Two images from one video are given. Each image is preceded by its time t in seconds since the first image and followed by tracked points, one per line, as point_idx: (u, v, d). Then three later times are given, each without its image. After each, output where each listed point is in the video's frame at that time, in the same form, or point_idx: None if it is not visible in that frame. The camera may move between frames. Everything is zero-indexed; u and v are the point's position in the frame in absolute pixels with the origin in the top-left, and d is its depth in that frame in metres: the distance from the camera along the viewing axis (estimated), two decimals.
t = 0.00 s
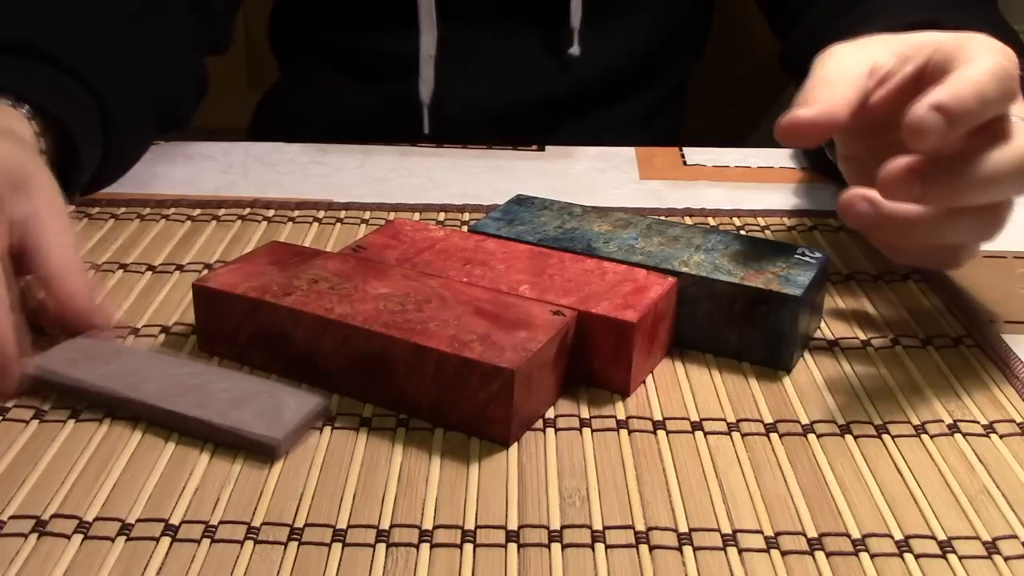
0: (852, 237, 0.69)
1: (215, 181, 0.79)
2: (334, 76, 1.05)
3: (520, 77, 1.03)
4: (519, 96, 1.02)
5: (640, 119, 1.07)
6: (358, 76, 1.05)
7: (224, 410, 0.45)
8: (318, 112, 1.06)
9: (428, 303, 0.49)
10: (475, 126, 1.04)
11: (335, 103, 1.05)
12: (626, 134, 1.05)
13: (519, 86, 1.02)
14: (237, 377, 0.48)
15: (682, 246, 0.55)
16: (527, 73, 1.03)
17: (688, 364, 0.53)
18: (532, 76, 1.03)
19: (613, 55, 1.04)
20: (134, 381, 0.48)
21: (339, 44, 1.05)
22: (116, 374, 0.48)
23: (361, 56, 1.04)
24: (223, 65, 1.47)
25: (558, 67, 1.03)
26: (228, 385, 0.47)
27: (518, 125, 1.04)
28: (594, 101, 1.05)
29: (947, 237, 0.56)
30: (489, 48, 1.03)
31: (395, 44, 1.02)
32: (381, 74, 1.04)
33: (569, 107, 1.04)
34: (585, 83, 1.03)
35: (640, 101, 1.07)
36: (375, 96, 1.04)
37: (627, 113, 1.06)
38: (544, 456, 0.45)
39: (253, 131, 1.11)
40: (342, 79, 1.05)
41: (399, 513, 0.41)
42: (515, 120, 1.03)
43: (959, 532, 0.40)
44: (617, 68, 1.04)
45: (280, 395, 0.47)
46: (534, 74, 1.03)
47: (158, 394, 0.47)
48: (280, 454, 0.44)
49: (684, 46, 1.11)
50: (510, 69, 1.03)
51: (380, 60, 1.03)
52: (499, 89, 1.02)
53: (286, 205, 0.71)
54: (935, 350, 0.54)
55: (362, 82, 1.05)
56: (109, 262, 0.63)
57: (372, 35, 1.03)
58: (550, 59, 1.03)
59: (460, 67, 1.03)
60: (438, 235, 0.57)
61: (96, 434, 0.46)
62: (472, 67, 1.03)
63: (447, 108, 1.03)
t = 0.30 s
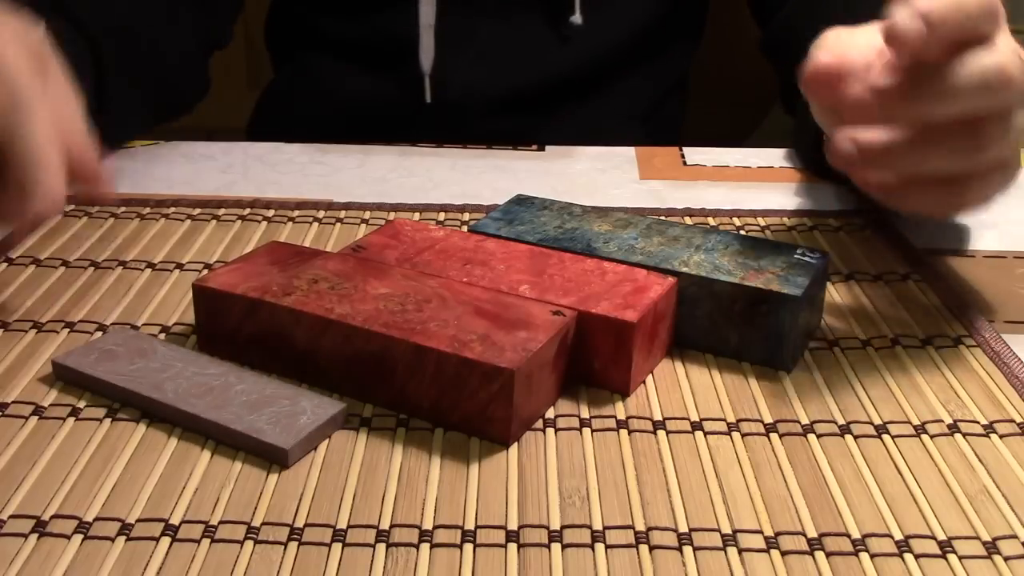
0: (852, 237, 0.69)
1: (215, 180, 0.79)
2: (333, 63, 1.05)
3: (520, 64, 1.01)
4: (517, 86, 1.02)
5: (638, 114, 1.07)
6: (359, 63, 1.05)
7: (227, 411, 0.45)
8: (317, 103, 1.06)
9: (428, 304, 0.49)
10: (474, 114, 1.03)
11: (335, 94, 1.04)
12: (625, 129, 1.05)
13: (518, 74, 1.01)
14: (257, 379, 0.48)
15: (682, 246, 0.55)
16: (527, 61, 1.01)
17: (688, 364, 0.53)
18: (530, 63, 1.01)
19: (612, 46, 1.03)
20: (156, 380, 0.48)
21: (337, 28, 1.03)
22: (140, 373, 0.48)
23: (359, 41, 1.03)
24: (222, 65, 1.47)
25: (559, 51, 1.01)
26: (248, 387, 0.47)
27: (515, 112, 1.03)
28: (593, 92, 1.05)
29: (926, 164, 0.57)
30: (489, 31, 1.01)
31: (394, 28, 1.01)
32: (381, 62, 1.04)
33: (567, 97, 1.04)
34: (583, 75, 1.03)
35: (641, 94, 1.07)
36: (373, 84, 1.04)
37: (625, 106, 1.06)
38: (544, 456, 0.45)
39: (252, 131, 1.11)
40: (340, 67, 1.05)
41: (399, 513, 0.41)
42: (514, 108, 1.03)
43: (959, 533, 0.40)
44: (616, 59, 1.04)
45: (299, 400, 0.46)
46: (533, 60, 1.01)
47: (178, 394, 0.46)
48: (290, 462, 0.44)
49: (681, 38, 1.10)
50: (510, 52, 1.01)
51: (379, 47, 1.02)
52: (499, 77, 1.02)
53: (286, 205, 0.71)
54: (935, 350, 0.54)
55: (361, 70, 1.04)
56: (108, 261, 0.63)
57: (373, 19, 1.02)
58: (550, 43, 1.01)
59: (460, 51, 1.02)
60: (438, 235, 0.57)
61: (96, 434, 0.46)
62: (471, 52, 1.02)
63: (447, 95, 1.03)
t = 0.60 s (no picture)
0: (852, 237, 0.69)
1: (215, 180, 0.79)
2: (321, 65, 1.08)
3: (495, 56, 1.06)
4: (497, 78, 1.06)
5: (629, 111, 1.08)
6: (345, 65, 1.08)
7: (228, 411, 0.45)
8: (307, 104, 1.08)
9: (428, 304, 0.49)
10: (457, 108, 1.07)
11: (327, 96, 1.07)
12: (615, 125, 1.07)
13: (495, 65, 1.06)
14: (257, 379, 0.48)
15: (682, 246, 0.55)
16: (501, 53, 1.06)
17: (688, 364, 0.53)
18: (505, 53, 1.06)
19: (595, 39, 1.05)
20: (157, 380, 0.48)
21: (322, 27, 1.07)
22: (140, 374, 0.48)
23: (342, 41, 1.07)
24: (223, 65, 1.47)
25: (535, 43, 1.06)
26: (248, 387, 0.47)
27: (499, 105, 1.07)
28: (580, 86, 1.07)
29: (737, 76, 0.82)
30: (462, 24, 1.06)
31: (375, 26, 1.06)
32: (367, 61, 1.08)
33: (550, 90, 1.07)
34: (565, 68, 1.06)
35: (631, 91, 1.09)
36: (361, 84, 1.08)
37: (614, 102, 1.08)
38: (544, 456, 0.45)
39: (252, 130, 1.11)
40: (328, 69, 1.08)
41: (399, 513, 0.41)
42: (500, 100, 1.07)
43: (960, 533, 0.40)
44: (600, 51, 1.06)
45: (299, 400, 0.46)
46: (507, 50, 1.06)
47: (179, 394, 0.46)
48: (290, 463, 0.43)
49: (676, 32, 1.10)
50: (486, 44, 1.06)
51: (363, 45, 1.06)
52: (477, 70, 1.06)
53: (286, 205, 0.71)
54: (935, 350, 0.54)
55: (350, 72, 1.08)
56: (108, 261, 0.63)
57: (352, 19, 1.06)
58: (523, 35, 1.06)
59: (436, 45, 1.07)
60: (438, 235, 0.57)
61: (96, 435, 0.46)
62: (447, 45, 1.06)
63: (428, 90, 1.07)
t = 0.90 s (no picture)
0: (852, 237, 0.69)
1: (215, 180, 0.79)
2: (321, 47, 1.07)
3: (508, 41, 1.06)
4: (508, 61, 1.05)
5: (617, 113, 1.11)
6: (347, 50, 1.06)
7: (227, 411, 0.45)
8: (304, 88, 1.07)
9: (428, 304, 0.49)
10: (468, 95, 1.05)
11: (327, 75, 1.06)
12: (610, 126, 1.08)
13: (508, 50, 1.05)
14: (258, 379, 0.48)
15: (682, 246, 0.55)
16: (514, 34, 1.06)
17: (688, 364, 0.53)
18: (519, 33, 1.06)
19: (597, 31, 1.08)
20: (157, 380, 0.48)
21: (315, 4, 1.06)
22: (140, 374, 0.48)
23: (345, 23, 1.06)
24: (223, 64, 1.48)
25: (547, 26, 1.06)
26: (248, 387, 0.47)
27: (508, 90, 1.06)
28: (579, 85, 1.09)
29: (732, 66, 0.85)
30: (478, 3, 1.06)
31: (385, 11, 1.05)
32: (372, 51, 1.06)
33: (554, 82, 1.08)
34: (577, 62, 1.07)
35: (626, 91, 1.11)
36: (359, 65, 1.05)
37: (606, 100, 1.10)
38: (544, 456, 0.45)
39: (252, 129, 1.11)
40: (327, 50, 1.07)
41: (399, 513, 0.41)
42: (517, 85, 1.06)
43: (960, 533, 0.40)
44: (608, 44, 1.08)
45: (299, 400, 0.46)
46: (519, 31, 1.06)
47: (179, 395, 0.46)
48: (290, 462, 0.43)
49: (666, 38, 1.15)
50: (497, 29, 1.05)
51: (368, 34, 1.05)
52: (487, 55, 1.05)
53: (286, 205, 0.71)
54: (935, 350, 0.54)
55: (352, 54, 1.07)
56: (109, 261, 0.63)
57: None
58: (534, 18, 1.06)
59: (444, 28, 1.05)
60: (438, 235, 0.57)
61: (95, 435, 0.46)
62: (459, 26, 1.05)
63: (434, 74, 1.05)
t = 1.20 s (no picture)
0: (852, 237, 0.69)
1: (215, 180, 0.79)
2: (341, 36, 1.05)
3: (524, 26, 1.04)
4: (528, 49, 1.04)
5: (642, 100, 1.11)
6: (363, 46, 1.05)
7: (228, 411, 0.45)
8: (318, 89, 1.07)
9: (428, 304, 0.49)
10: (486, 87, 1.05)
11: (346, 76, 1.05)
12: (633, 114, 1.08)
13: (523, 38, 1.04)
14: (257, 379, 0.48)
15: (682, 246, 0.55)
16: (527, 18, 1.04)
17: (688, 364, 0.53)
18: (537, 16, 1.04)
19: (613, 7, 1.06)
20: (157, 380, 0.48)
21: None
22: (140, 374, 0.48)
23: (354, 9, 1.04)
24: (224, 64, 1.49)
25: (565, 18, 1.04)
26: (248, 387, 0.47)
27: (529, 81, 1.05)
28: (602, 62, 1.07)
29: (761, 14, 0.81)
30: None
31: None
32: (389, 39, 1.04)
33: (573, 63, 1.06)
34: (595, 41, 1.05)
35: (654, 72, 1.10)
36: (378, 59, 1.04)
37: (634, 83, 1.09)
38: (544, 456, 0.45)
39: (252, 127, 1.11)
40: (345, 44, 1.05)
41: (400, 513, 0.41)
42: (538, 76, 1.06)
43: (960, 533, 0.40)
44: (626, 21, 1.06)
45: (299, 400, 0.46)
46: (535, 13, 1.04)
47: (179, 395, 0.46)
48: (291, 462, 0.43)
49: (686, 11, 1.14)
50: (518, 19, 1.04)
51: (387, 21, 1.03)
52: (504, 42, 1.04)
53: (286, 205, 0.71)
54: (935, 350, 0.54)
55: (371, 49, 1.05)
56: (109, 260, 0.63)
57: None
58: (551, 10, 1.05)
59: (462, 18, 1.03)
60: (438, 235, 0.57)
61: (95, 435, 0.46)
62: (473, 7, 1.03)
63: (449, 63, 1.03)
